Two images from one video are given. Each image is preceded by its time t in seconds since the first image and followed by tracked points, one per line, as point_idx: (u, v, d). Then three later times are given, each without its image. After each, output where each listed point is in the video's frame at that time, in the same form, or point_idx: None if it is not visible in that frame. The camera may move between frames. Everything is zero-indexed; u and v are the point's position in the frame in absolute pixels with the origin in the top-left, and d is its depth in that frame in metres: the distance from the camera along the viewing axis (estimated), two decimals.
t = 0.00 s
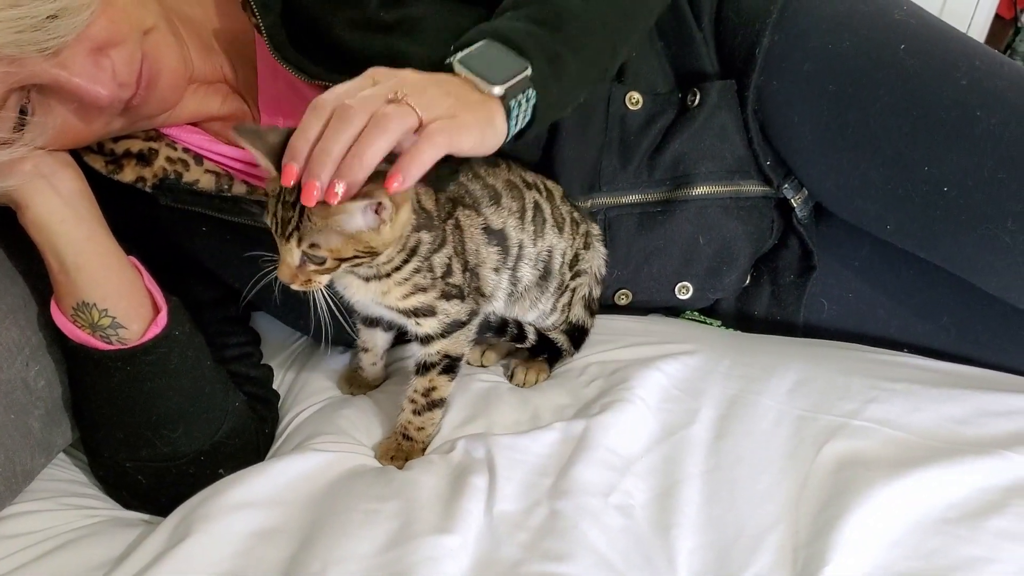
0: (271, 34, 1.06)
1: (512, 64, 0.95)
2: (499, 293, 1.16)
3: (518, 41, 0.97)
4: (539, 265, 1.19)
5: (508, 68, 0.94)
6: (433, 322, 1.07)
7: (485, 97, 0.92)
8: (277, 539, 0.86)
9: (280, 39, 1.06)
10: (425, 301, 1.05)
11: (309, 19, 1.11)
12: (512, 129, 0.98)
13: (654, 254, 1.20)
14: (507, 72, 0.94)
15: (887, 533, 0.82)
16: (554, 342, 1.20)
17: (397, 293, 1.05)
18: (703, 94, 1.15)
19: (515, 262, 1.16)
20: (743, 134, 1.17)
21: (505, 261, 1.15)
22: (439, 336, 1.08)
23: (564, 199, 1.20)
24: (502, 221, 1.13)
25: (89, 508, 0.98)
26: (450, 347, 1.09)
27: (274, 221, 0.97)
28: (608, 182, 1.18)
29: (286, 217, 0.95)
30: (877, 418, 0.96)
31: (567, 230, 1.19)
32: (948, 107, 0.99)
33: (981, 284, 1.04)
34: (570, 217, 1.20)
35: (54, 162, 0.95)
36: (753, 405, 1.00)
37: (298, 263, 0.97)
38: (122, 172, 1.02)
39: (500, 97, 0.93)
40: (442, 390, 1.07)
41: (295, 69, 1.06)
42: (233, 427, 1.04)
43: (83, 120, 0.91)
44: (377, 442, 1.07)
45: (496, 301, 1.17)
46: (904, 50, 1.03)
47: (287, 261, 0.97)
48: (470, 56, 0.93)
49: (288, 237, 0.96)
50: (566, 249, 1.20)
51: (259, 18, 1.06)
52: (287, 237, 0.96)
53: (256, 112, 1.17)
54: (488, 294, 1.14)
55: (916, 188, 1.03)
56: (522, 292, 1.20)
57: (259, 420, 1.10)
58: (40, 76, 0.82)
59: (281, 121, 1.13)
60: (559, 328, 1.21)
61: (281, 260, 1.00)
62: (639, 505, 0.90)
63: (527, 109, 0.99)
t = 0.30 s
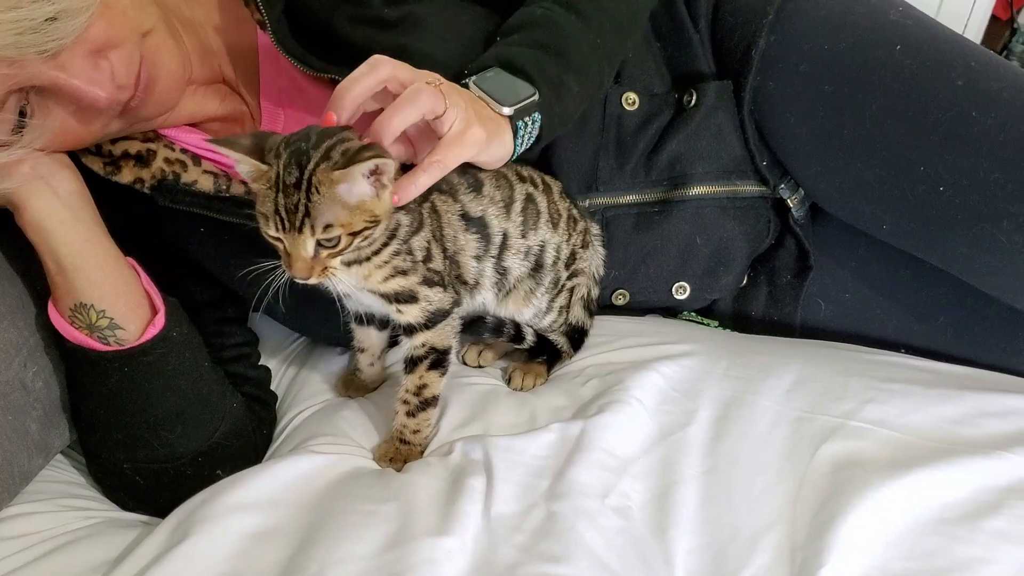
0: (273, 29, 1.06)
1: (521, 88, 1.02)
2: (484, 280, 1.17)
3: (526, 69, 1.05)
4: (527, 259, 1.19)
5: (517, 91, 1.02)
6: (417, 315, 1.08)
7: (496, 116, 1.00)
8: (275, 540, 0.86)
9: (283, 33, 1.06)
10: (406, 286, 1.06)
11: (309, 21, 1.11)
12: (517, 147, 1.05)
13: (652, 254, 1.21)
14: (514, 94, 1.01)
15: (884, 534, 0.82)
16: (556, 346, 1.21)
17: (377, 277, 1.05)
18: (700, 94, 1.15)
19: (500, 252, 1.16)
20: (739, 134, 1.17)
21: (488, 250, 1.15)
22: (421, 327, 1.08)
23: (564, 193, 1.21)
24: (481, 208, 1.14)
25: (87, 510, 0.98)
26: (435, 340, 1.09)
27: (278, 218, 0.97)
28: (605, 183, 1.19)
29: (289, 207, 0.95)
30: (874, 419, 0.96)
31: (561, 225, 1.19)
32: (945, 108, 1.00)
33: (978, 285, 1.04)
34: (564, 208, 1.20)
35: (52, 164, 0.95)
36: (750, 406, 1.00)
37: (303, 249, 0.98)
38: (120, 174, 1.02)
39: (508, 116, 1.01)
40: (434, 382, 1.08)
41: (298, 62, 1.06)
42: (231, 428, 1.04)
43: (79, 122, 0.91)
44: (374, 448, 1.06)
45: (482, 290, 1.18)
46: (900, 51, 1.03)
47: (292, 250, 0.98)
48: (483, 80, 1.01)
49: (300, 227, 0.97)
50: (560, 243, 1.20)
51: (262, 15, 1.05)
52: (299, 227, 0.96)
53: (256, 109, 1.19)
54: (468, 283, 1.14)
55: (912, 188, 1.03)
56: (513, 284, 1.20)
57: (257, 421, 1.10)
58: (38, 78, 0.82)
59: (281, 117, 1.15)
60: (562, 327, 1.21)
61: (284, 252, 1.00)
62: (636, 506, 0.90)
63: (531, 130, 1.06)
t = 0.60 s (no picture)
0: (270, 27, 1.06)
1: (519, 60, 1.04)
2: (473, 275, 1.16)
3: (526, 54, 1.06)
4: (516, 257, 1.18)
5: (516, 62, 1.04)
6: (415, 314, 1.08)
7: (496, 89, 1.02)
8: (276, 540, 0.86)
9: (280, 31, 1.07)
10: (399, 283, 1.05)
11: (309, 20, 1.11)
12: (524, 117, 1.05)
13: (651, 255, 1.21)
14: (512, 66, 1.03)
15: (884, 534, 0.82)
16: (556, 349, 1.21)
17: (370, 275, 1.04)
18: (700, 95, 1.16)
19: (488, 245, 1.16)
20: (739, 136, 1.17)
21: (475, 244, 1.14)
22: (415, 325, 1.08)
23: (562, 195, 1.20)
24: (467, 200, 1.13)
25: (87, 510, 0.98)
26: (432, 338, 1.09)
27: (300, 234, 0.97)
28: (605, 183, 1.19)
29: (312, 223, 0.95)
30: (874, 419, 0.96)
31: (554, 226, 1.18)
32: (943, 108, 1.00)
33: (977, 285, 1.05)
34: (557, 207, 1.19)
35: (52, 164, 0.95)
36: (750, 406, 1.01)
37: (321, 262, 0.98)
38: (118, 175, 1.02)
39: (510, 87, 1.03)
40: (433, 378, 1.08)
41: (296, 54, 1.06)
42: (232, 428, 1.05)
43: (80, 123, 0.91)
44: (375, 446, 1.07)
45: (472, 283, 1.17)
46: (899, 52, 1.04)
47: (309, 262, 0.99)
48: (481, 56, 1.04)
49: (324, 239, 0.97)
50: (552, 243, 1.19)
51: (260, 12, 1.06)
52: (324, 240, 0.97)
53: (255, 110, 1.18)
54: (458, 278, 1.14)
55: (911, 189, 1.03)
56: (499, 281, 1.20)
57: (258, 422, 1.10)
58: (39, 79, 0.83)
59: (279, 113, 1.14)
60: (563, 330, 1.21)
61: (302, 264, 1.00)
62: (636, 506, 0.90)
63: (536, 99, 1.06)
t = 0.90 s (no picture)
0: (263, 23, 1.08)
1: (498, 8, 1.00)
2: (490, 262, 1.17)
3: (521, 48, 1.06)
4: (527, 234, 1.17)
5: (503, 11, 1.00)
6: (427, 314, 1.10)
7: (484, 35, 0.97)
8: (272, 536, 0.86)
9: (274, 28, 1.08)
10: (412, 284, 1.09)
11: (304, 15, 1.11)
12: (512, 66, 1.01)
13: (648, 251, 1.21)
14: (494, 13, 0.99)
15: (880, 529, 0.82)
16: (561, 348, 1.19)
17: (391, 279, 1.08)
18: (697, 90, 1.15)
19: (500, 219, 1.15)
20: (735, 131, 1.17)
21: (484, 224, 1.14)
22: (425, 323, 1.11)
23: (558, 191, 1.20)
24: (471, 183, 1.13)
25: (83, 506, 0.98)
26: (437, 339, 1.11)
27: (334, 261, 1.03)
28: (601, 179, 1.18)
29: (348, 253, 1.01)
30: (870, 414, 0.96)
31: (556, 211, 1.17)
32: (941, 103, 1.00)
33: (974, 281, 1.05)
34: (557, 199, 1.19)
35: (48, 160, 0.95)
36: (746, 402, 1.00)
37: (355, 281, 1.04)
38: (113, 172, 1.02)
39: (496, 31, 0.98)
40: (439, 376, 1.09)
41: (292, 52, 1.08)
42: (228, 424, 1.05)
43: (76, 118, 0.91)
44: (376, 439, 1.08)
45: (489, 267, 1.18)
46: (895, 47, 1.03)
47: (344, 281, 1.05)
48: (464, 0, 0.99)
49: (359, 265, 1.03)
50: (552, 228, 1.17)
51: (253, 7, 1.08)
52: (359, 266, 1.02)
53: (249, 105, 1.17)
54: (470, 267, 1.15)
55: (908, 184, 1.03)
56: (512, 261, 1.18)
57: (253, 418, 1.10)
58: (35, 74, 0.82)
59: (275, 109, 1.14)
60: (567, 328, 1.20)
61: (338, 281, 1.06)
62: (633, 502, 0.90)
63: (524, 47, 1.03)
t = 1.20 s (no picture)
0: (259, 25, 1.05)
1: (480, 88, 0.99)
2: (492, 272, 1.18)
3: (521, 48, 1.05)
4: (530, 236, 1.17)
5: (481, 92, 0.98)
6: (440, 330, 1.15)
7: (463, 127, 0.99)
8: (270, 536, 0.86)
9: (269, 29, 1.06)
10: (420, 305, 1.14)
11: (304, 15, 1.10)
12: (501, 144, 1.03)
13: (647, 251, 1.21)
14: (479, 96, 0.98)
15: (879, 529, 0.82)
16: (563, 350, 1.20)
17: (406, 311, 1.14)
18: (696, 91, 1.15)
19: (497, 227, 1.16)
20: (735, 131, 1.17)
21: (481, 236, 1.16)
22: (439, 337, 1.15)
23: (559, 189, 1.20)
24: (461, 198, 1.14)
25: (80, 506, 0.98)
26: (449, 347, 1.14)
27: (362, 310, 1.08)
28: (601, 179, 1.18)
29: (371, 297, 1.07)
30: (869, 414, 0.96)
31: (562, 211, 1.17)
32: (940, 104, 1.00)
33: (973, 281, 1.05)
34: (562, 200, 1.18)
35: (45, 160, 0.95)
36: (745, 402, 1.00)
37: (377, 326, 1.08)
38: (109, 171, 1.02)
39: (478, 122, 0.99)
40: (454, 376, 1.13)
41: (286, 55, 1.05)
42: (226, 425, 1.04)
43: (73, 120, 0.91)
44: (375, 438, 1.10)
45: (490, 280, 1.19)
46: (896, 48, 1.03)
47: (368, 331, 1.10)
48: (443, 88, 0.98)
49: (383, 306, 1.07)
50: (558, 229, 1.17)
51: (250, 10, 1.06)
52: (384, 308, 1.07)
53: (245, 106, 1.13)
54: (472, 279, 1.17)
55: (908, 185, 1.03)
56: (515, 267, 1.19)
57: (251, 418, 1.10)
58: (31, 75, 0.82)
59: (272, 111, 1.13)
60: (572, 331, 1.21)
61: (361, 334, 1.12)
62: (632, 501, 0.90)
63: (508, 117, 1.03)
